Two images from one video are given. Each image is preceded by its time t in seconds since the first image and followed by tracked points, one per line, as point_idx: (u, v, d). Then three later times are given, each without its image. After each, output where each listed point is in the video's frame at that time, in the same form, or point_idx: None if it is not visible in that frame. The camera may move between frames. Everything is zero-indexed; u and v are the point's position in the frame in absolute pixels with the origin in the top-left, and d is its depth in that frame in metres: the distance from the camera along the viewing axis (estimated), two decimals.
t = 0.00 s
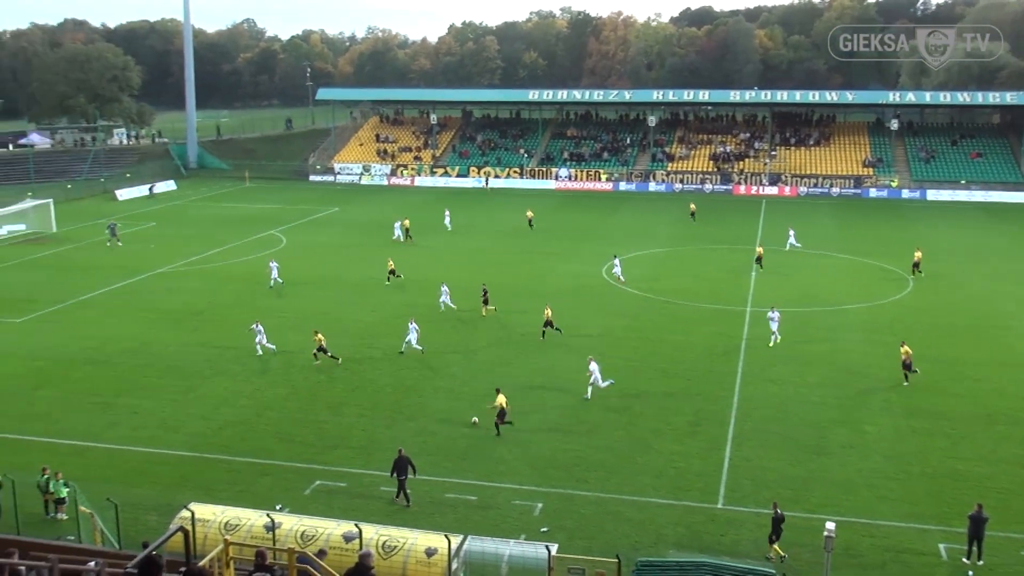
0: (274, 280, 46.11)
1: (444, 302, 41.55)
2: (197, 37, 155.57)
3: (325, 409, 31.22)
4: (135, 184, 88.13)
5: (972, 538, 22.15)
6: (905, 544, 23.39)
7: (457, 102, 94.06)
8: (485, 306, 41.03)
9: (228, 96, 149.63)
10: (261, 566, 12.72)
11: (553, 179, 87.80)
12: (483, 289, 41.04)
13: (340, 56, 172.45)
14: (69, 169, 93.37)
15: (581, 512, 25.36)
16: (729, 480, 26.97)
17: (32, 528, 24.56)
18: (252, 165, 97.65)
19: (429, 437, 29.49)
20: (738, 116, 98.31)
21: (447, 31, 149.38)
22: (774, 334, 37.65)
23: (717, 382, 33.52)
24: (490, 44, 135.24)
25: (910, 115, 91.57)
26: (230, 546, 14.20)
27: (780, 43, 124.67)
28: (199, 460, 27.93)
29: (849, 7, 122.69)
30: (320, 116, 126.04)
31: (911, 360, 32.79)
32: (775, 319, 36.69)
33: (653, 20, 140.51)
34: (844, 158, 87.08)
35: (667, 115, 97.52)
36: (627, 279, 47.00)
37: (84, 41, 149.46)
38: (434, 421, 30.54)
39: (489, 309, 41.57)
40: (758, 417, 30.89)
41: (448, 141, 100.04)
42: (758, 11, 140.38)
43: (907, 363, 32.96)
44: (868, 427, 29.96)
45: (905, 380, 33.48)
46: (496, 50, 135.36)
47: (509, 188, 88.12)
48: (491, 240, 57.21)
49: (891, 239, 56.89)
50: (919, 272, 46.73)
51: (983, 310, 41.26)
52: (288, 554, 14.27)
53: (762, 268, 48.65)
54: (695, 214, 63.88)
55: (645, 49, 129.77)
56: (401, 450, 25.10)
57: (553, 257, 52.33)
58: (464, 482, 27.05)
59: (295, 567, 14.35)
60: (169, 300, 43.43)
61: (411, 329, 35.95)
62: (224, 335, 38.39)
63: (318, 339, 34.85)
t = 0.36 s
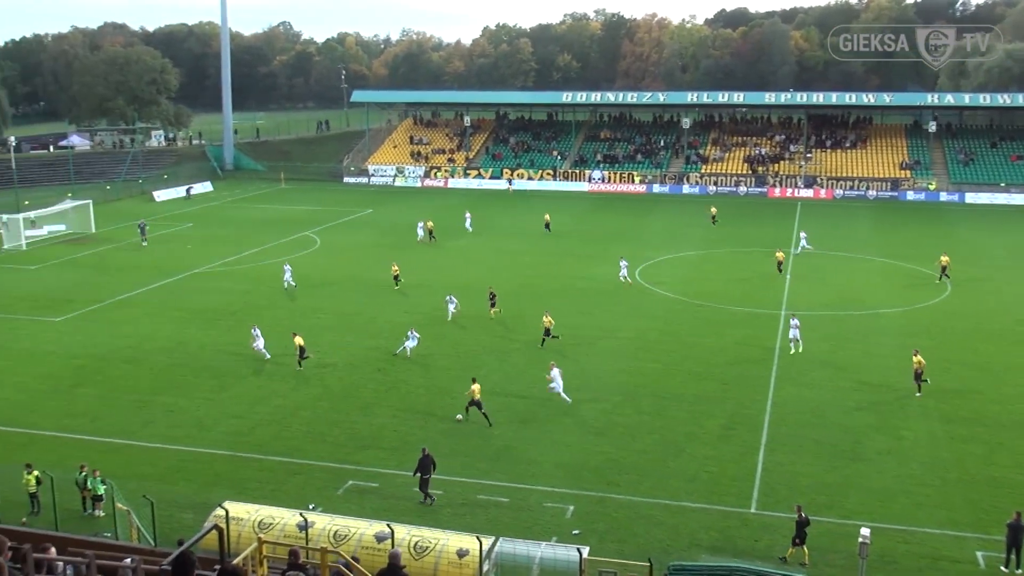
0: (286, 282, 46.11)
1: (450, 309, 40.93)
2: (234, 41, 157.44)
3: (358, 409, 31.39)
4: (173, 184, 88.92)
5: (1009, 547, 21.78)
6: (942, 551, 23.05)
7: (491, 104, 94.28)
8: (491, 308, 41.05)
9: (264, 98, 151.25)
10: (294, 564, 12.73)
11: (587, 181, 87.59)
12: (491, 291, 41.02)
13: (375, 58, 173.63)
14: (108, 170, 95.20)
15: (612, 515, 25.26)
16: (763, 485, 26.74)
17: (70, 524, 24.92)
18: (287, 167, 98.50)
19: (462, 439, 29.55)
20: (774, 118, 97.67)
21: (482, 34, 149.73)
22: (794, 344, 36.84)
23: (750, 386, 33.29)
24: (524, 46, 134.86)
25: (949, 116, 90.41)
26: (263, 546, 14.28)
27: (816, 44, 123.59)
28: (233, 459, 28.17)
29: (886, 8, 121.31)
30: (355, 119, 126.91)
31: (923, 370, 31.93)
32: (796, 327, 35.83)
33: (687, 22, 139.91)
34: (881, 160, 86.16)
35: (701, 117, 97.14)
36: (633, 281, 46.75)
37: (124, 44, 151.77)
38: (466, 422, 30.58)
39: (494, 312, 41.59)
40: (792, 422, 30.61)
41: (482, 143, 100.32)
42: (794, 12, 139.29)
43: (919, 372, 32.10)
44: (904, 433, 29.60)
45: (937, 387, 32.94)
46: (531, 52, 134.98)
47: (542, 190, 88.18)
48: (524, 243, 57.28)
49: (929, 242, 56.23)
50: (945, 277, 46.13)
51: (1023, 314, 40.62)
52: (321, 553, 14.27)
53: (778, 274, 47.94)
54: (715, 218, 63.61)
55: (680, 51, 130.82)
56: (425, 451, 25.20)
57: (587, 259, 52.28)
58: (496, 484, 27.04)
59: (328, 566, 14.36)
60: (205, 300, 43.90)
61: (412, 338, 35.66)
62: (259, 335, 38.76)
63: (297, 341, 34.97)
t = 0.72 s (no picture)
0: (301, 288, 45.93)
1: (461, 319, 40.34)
2: (271, 45, 159.21)
3: (392, 412, 31.50)
4: (210, 186, 89.78)
5: None
6: (980, 561, 22.69)
7: (525, 108, 94.44)
8: (499, 312, 41.16)
9: (300, 102, 152.94)
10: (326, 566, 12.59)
11: (620, 186, 87.34)
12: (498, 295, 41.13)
13: (409, 62, 174.72)
14: (147, 174, 96.60)
15: (645, 521, 25.13)
16: (797, 492, 26.49)
17: (107, 523, 25.21)
18: (322, 171, 99.21)
19: (494, 442, 29.58)
20: (809, 122, 97.07)
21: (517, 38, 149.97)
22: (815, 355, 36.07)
23: (785, 392, 33.01)
24: (558, 50, 135.56)
25: (989, 120, 89.24)
26: (297, 548, 14.26)
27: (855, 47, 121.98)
28: (267, 460, 28.37)
29: (925, 10, 119.82)
30: (389, 122, 127.68)
31: (929, 380, 31.52)
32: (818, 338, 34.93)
33: (722, 25, 139.24)
34: (918, 165, 85.19)
35: (736, 121, 96.69)
36: (638, 287, 46.54)
37: (163, 49, 153.84)
38: (499, 426, 30.61)
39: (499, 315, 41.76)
40: (827, 428, 30.30)
41: (516, 147, 100.42)
42: (831, 16, 138.23)
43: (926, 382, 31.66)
44: (942, 441, 29.20)
45: (975, 395, 32.48)
46: (565, 56, 135.71)
47: (576, 194, 88.23)
48: (558, 246, 57.31)
49: (968, 248, 55.51)
50: (973, 284, 45.39)
51: None
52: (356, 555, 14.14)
53: (801, 282, 46.75)
54: (735, 223, 63.19)
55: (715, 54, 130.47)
56: (449, 454, 25.29)
57: (622, 264, 52.12)
58: (528, 488, 27.03)
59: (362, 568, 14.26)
60: (242, 303, 44.30)
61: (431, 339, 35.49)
62: (294, 337, 39.06)
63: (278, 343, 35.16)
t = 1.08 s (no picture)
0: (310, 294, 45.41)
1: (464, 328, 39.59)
2: (304, 53, 160.86)
3: (422, 418, 31.57)
4: (243, 193, 90.54)
5: None
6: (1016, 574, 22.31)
7: (557, 114, 94.56)
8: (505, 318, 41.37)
9: (333, 108, 155.72)
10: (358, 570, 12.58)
11: (651, 192, 87.09)
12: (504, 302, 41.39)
13: (441, 69, 175.76)
14: (181, 179, 97.59)
15: (675, 529, 24.97)
16: (829, 502, 26.23)
17: (140, 525, 25.42)
18: (354, 177, 99.85)
19: (524, 448, 29.55)
20: (843, 128, 96.41)
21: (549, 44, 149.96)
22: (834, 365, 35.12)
23: (818, 400, 32.72)
24: (590, 57, 135.37)
25: None
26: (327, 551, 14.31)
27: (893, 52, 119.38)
28: (298, 464, 28.51)
29: (961, 16, 118.48)
30: (421, 129, 128.37)
31: (932, 392, 31.19)
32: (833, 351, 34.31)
33: (755, 30, 138.53)
34: (954, 172, 84.27)
35: (769, 127, 96.25)
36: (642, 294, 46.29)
37: (198, 56, 155.78)
38: (529, 432, 30.59)
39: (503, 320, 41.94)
40: (860, 438, 29.97)
41: (547, 153, 100.45)
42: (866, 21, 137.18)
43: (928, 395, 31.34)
44: (977, 451, 28.79)
45: (1012, 405, 31.99)
46: (597, 62, 135.44)
47: (607, 201, 88.05)
48: (589, 253, 57.26)
49: (1004, 255, 54.82)
50: (999, 292, 44.61)
51: None
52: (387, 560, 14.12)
53: (818, 292, 46.15)
54: (753, 230, 62.63)
55: (748, 60, 130.07)
56: (469, 459, 25.34)
57: (654, 271, 51.88)
58: (558, 495, 26.95)
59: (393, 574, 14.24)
60: (274, 307, 44.65)
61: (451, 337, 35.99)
62: (325, 341, 39.30)
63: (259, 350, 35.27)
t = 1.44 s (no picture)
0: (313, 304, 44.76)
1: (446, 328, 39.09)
2: (324, 57, 161.81)
3: (440, 422, 31.58)
4: (263, 197, 90.94)
5: None
6: None
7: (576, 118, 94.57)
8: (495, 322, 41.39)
9: (352, 112, 156.47)
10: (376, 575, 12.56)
11: (670, 197, 86.93)
12: (495, 306, 41.40)
13: (460, 73, 176.16)
14: (202, 184, 98.30)
15: (693, 534, 24.87)
16: (848, 508, 26.05)
17: (160, 527, 25.55)
18: (373, 181, 100.23)
19: (542, 453, 29.52)
20: (864, 133, 95.93)
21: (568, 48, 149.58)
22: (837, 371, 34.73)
23: (838, 406, 32.50)
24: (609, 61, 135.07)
25: None
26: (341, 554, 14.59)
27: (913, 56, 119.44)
28: (316, 468, 28.58)
29: (984, 18, 117.43)
30: (441, 133, 128.68)
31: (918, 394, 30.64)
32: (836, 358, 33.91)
33: (776, 34, 137.95)
34: (976, 176, 83.65)
35: (789, 132, 95.97)
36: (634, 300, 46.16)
37: (219, 60, 156.87)
38: (547, 437, 30.55)
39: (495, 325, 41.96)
40: (881, 444, 29.76)
41: (566, 157, 100.39)
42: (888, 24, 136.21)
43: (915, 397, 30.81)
44: (1000, 458, 28.50)
45: None
46: (616, 66, 135.04)
47: (626, 205, 87.78)
48: (608, 258, 57.19)
49: None
50: (1010, 300, 43.66)
51: None
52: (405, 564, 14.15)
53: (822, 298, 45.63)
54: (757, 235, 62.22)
55: (767, 64, 129.59)
56: (479, 463, 25.40)
57: (673, 275, 51.74)
58: (576, 500, 26.91)
59: None
60: (293, 311, 44.80)
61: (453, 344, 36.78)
62: (344, 345, 39.39)
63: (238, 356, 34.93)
